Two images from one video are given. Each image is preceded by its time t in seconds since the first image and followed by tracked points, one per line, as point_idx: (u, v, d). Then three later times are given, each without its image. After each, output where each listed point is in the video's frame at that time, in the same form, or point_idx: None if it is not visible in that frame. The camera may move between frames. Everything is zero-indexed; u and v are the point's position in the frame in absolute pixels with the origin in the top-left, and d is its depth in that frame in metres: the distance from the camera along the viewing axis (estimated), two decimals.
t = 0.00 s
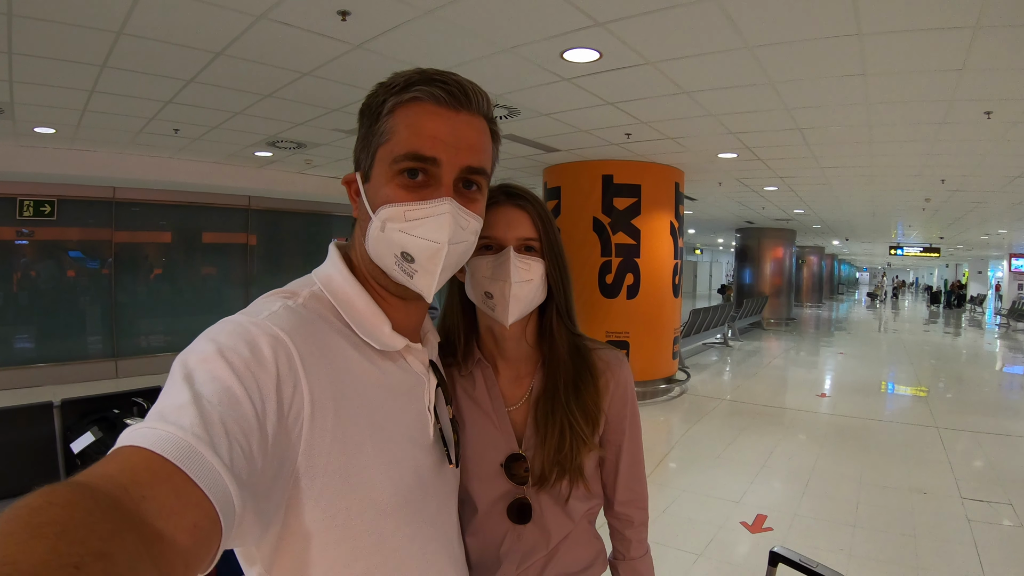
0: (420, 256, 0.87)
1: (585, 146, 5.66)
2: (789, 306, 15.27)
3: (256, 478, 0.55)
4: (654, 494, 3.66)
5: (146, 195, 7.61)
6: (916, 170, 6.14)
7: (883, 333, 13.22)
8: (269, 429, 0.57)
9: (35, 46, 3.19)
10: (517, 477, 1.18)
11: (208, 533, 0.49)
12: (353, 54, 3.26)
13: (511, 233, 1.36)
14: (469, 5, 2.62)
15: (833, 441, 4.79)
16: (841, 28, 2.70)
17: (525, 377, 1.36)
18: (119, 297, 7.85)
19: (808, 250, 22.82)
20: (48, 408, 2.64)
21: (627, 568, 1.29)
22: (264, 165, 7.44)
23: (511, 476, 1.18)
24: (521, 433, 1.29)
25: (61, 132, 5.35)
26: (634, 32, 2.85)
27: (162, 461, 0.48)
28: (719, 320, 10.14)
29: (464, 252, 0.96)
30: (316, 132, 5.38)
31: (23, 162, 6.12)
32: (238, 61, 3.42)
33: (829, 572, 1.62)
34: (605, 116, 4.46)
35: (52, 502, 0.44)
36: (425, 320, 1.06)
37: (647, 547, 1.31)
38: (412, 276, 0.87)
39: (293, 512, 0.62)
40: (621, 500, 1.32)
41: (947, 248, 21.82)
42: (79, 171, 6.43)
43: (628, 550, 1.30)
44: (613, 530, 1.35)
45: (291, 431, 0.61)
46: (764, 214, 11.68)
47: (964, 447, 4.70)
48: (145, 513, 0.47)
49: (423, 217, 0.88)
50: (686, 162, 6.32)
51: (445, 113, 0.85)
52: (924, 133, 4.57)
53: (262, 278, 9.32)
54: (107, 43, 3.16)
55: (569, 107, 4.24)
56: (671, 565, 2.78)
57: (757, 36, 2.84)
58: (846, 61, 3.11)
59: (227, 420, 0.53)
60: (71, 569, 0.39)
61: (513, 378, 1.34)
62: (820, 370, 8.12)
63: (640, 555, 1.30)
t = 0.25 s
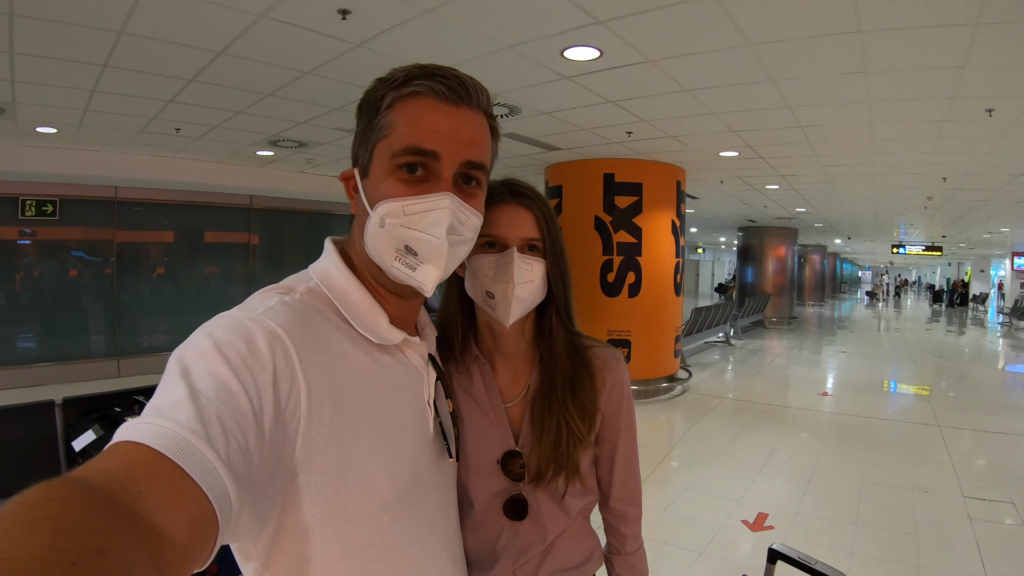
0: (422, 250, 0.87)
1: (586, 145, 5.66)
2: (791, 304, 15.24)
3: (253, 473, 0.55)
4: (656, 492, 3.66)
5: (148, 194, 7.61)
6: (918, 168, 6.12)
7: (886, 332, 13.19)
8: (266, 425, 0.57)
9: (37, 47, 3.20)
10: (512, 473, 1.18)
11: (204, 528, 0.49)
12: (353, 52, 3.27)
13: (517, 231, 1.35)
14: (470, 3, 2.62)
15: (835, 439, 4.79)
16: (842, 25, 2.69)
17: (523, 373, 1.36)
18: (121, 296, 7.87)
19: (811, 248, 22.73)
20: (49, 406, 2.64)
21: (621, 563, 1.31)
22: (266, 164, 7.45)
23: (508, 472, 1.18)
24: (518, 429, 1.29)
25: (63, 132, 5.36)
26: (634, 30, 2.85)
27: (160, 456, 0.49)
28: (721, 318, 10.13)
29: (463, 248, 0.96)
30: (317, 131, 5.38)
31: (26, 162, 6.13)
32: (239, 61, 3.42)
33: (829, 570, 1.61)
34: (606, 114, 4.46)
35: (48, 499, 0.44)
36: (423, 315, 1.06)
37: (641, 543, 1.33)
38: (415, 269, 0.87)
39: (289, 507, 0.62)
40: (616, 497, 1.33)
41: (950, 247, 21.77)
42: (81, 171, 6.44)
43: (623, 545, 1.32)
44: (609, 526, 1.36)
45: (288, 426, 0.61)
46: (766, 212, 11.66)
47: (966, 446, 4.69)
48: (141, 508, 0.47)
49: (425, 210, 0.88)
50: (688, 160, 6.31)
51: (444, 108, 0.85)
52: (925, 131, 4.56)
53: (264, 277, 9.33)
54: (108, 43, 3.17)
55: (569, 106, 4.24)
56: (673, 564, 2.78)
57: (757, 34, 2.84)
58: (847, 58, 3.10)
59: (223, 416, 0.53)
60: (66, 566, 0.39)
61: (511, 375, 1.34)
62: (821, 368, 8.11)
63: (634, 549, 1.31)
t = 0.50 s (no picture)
0: (412, 255, 0.87)
1: (587, 143, 5.66)
2: (794, 303, 15.20)
3: (250, 472, 0.55)
4: (659, 491, 3.66)
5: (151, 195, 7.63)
6: (922, 166, 6.10)
7: (889, 331, 13.14)
8: (263, 425, 0.58)
9: (39, 48, 3.21)
10: (510, 473, 1.18)
11: (202, 527, 0.50)
12: (354, 52, 3.27)
13: (527, 233, 1.35)
14: (471, 3, 2.62)
15: (838, 438, 4.77)
16: (843, 23, 2.68)
17: (522, 373, 1.36)
18: (124, 296, 7.89)
19: (814, 247, 22.66)
20: (53, 406, 2.64)
21: (620, 563, 1.32)
22: (268, 164, 7.46)
23: (507, 472, 1.18)
24: (517, 429, 1.29)
25: (66, 132, 5.38)
26: (635, 29, 2.84)
27: (156, 456, 0.49)
28: (724, 317, 10.10)
29: (454, 251, 0.96)
30: (319, 131, 5.39)
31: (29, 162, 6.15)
32: (240, 61, 3.43)
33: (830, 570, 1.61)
34: (607, 113, 4.45)
35: (43, 501, 0.44)
36: (420, 311, 1.07)
37: (639, 542, 1.34)
38: (405, 274, 0.88)
39: (287, 506, 0.63)
40: (614, 496, 1.33)
41: (954, 245, 21.67)
42: (84, 171, 6.47)
43: (621, 544, 1.33)
44: (607, 525, 1.36)
45: (286, 426, 0.61)
46: (769, 211, 11.63)
47: (970, 445, 4.67)
48: (139, 508, 0.47)
49: (415, 215, 0.88)
50: (690, 159, 6.30)
51: (437, 110, 0.85)
52: (928, 129, 4.54)
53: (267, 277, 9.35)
54: (110, 44, 3.18)
55: (571, 105, 4.23)
56: (675, 563, 2.78)
57: (758, 32, 2.83)
58: (849, 56, 3.08)
59: (220, 416, 0.54)
60: (63, 567, 0.39)
61: (510, 374, 1.34)
62: (825, 367, 8.08)
63: (632, 548, 1.32)
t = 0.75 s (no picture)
0: (410, 259, 0.88)
1: (589, 142, 5.65)
2: (796, 301, 15.16)
3: (250, 472, 0.56)
4: (660, 490, 3.66)
5: (153, 194, 7.64)
6: (925, 164, 6.07)
7: (892, 329, 13.10)
8: (263, 425, 0.58)
9: (41, 48, 3.22)
10: (508, 472, 1.19)
11: (202, 528, 0.50)
12: (356, 51, 3.27)
13: (530, 233, 1.35)
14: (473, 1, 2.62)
15: (841, 437, 4.77)
16: (846, 21, 2.67)
17: (522, 372, 1.37)
18: (127, 295, 7.92)
19: (817, 245, 22.60)
20: (55, 404, 2.64)
21: (619, 562, 1.32)
22: (270, 163, 7.46)
23: (505, 472, 1.19)
24: (517, 428, 1.29)
25: (68, 132, 5.39)
26: (637, 27, 2.84)
27: (157, 457, 0.49)
28: (726, 315, 10.09)
29: (454, 253, 0.96)
30: (320, 130, 5.39)
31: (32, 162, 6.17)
32: (241, 60, 3.43)
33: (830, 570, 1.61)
34: (609, 112, 4.44)
35: (48, 501, 0.44)
36: (421, 311, 1.07)
37: (638, 541, 1.34)
38: (402, 278, 0.89)
39: (288, 505, 0.63)
40: (614, 495, 1.33)
41: (957, 244, 21.59)
42: (87, 171, 6.48)
43: (620, 544, 1.32)
44: (606, 524, 1.36)
45: (286, 426, 0.62)
46: (772, 209, 11.60)
47: (973, 444, 4.66)
48: (139, 509, 0.47)
49: (415, 218, 0.88)
50: (692, 157, 6.29)
51: (438, 112, 0.84)
52: (931, 128, 4.53)
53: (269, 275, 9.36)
54: (112, 43, 3.19)
55: (573, 103, 4.23)
56: (677, 562, 2.78)
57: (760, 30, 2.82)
58: (851, 55, 3.07)
59: (220, 416, 0.54)
60: (65, 569, 0.40)
61: (510, 373, 1.34)
62: (827, 366, 8.07)
63: (630, 548, 1.32)
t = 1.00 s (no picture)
0: (409, 256, 0.88)
1: (590, 140, 5.64)
2: (798, 299, 15.14)
3: (250, 467, 0.56)
4: (662, 488, 3.66)
5: (155, 193, 7.65)
6: (927, 162, 6.06)
7: (894, 327, 13.08)
8: (263, 419, 0.58)
9: (42, 48, 3.22)
10: (506, 468, 1.19)
11: (202, 522, 0.50)
12: (356, 50, 3.27)
13: (531, 229, 1.35)
14: None
15: (843, 435, 4.76)
16: (846, 18, 2.66)
17: (521, 368, 1.37)
18: (129, 294, 7.94)
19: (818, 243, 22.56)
20: (57, 402, 2.65)
21: (617, 559, 1.32)
22: (272, 162, 7.47)
23: (503, 467, 1.19)
24: (516, 424, 1.29)
25: (70, 132, 5.40)
26: (637, 24, 2.83)
27: (157, 451, 0.49)
28: (728, 313, 10.08)
29: (454, 251, 0.96)
30: (321, 128, 5.39)
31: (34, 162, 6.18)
32: (242, 59, 3.43)
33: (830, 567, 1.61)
34: (610, 110, 4.44)
35: (46, 496, 0.44)
36: (421, 308, 1.08)
37: (636, 537, 1.34)
38: (400, 275, 0.89)
39: (286, 500, 0.63)
40: (612, 491, 1.33)
41: (959, 242, 21.54)
42: (89, 171, 6.50)
43: (618, 540, 1.32)
44: (604, 520, 1.36)
45: (286, 421, 0.62)
46: (774, 207, 11.58)
47: (974, 442, 4.66)
48: (140, 503, 0.48)
49: (415, 216, 0.88)
50: (693, 155, 6.28)
51: (440, 110, 0.84)
52: (933, 125, 4.51)
53: (271, 274, 9.37)
54: (113, 43, 3.19)
55: (574, 101, 4.22)
56: (678, 559, 2.78)
57: (761, 27, 2.82)
58: (851, 52, 3.07)
59: (220, 411, 0.54)
60: (63, 563, 0.40)
61: (509, 370, 1.35)
62: (829, 364, 8.06)
63: (629, 543, 1.32)
